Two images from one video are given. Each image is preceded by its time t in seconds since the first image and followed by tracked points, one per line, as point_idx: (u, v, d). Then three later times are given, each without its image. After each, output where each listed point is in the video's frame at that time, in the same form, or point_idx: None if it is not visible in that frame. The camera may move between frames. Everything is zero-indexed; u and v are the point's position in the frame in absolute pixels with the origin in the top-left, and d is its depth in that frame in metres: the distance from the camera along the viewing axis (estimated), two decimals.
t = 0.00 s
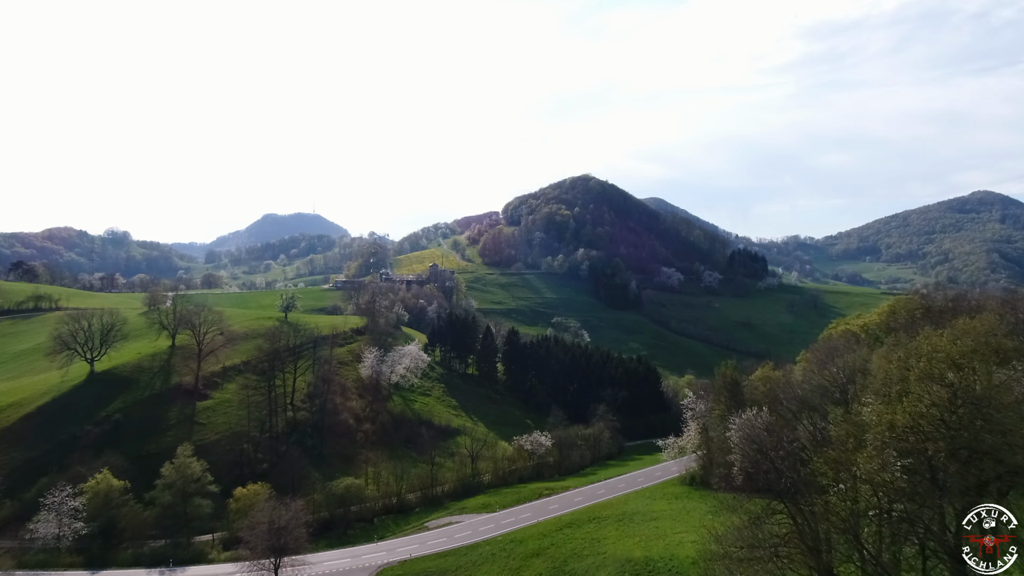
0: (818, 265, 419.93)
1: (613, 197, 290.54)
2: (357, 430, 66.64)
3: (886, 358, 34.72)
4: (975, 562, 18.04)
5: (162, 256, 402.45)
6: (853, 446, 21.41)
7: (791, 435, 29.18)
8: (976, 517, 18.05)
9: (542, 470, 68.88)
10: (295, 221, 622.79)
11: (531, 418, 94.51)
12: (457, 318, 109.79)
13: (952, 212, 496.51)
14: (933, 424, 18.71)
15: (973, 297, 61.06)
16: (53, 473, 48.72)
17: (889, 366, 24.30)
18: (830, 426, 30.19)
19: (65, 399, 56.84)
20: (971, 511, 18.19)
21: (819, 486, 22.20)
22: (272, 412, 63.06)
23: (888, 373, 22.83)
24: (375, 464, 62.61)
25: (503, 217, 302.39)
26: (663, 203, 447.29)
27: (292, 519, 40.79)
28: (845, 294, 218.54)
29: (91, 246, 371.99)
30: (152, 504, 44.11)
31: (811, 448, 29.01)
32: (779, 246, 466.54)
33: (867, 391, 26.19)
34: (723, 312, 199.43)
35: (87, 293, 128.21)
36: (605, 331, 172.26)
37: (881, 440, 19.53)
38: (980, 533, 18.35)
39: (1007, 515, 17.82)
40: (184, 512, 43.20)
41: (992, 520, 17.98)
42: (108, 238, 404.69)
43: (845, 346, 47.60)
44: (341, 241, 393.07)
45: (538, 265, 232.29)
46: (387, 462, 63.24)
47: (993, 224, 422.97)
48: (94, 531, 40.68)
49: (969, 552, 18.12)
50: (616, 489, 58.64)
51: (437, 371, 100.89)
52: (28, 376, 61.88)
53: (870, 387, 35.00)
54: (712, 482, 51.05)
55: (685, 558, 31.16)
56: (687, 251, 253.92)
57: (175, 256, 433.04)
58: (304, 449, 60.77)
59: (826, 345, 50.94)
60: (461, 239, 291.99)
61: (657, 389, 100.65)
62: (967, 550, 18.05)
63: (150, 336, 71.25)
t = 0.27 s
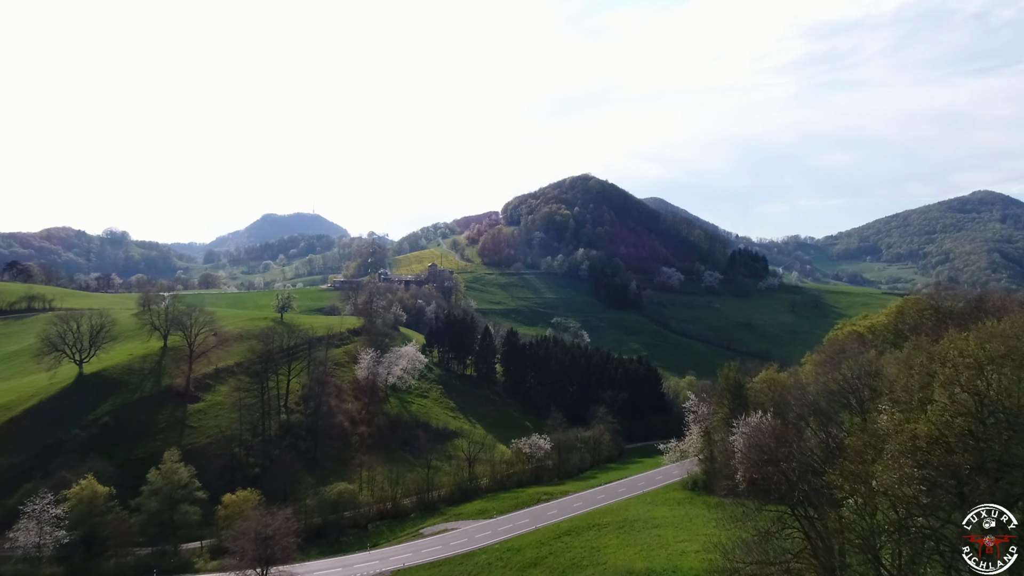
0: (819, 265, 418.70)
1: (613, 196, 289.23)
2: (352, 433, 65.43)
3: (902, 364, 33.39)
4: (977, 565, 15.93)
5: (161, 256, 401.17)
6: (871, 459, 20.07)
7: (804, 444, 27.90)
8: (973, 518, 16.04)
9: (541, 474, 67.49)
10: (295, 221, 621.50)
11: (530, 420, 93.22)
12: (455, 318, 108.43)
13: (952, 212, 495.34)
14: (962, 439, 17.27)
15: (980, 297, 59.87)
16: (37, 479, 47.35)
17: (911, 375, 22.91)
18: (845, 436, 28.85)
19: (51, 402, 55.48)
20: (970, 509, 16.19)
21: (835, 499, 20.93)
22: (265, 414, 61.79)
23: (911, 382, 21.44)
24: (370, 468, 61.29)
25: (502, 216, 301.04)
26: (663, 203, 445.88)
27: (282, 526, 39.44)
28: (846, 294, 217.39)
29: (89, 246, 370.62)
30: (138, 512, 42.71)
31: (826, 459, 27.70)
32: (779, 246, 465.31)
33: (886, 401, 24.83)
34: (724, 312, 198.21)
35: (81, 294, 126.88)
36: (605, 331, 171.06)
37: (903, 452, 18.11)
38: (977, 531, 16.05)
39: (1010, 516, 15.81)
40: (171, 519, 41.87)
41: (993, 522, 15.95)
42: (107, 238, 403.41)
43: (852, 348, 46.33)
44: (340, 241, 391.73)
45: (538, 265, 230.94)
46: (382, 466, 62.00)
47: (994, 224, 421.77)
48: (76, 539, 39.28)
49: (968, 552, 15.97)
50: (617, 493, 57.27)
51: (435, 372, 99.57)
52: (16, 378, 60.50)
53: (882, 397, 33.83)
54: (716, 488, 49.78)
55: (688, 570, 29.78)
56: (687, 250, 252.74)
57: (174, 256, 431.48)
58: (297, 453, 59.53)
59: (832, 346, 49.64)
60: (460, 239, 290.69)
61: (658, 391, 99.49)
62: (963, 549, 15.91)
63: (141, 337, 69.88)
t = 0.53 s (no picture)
0: (819, 265, 417.46)
1: (613, 196, 287.87)
2: (347, 437, 64.22)
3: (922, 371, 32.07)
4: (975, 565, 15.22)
5: (160, 256, 400.00)
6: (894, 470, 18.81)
7: (819, 456, 26.61)
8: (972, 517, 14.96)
9: (540, 478, 66.17)
10: (294, 221, 620.15)
11: (530, 422, 92.01)
12: (453, 319, 107.11)
13: (953, 212, 494.13)
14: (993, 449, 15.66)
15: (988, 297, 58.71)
16: (21, 484, 46.06)
17: (937, 383, 21.55)
18: (864, 449, 27.57)
19: (38, 404, 54.14)
20: (969, 510, 15.14)
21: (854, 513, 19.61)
22: (258, 417, 60.52)
23: (936, 392, 20.11)
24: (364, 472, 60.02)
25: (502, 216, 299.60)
26: (663, 203, 444.60)
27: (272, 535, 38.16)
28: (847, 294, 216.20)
29: (88, 246, 369.30)
30: (123, 519, 41.41)
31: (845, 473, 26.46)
32: (780, 246, 463.96)
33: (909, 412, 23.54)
34: (725, 312, 197.00)
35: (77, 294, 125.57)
36: (605, 331, 169.82)
37: (929, 467, 16.76)
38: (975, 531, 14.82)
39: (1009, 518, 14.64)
40: (158, 526, 40.57)
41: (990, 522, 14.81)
42: (106, 238, 402.19)
43: (859, 350, 45.13)
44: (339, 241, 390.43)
45: (537, 264, 229.67)
46: (378, 470, 60.77)
47: (995, 224, 420.56)
48: (58, 548, 37.99)
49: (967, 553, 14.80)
50: (617, 499, 55.90)
51: (433, 374, 98.33)
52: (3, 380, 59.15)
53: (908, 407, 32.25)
54: (719, 493, 48.55)
55: None
56: (687, 250, 251.47)
57: (173, 256, 430.20)
58: (290, 457, 58.32)
59: (839, 348, 48.27)
60: (460, 239, 289.42)
61: (659, 393, 98.41)
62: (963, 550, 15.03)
63: (132, 338, 68.54)
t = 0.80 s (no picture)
0: (819, 265, 416.30)
1: (613, 196, 286.52)
2: (342, 439, 63.12)
3: (941, 377, 30.88)
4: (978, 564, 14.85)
5: (159, 256, 398.60)
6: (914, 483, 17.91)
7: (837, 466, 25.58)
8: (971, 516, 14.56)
9: (539, 481, 65.08)
10: (294, 221, 618.75)
11: (529, 424, 90.93)
12: (452, 319, 105.87)
13: (953, 212, 493.08)
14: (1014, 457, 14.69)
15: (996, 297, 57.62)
16: (7, 489, 45.00)
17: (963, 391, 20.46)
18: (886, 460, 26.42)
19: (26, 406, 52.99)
20: (970, 509, 14.69)
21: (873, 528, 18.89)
22: (251, 420, 59.45)
23: (959, 400, 19.15)
24: (360, 476, 58.93)
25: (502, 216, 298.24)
26: (664, 202, 443.19)
27: (261, 543, 37.04)
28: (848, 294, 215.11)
29: (86, 246, 367.70)
30: (109, 526, 40.32)
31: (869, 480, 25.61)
32: (780, 246, 462.57)
33: (932, 419, 22.44)
34: (725, 312, 195.90)
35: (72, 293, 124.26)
36: (605, 331, 168.72)
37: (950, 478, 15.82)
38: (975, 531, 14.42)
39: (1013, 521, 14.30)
40: (145, 533, 39.54)
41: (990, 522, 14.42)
42: (105, 238, 400.86)
43: (866, 352, 44.04)
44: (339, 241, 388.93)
45: (537, 264, 228.48)
46: (374, 473, 59.71)
47: (996, 224, 419.47)
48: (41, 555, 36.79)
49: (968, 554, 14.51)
50: (617, 503, 54.78)
51: (431, 374, 97.16)
52: None
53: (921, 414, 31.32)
54: (723, 498, 47.42)
55: None
56: (688, 250, 250.26)
57: (172, 256, 428.73)
58: (285, 461, 57.27)
59: (844, 350, 47.18)
60: (459, 238, 288.14)
61: (660, 394, 97.40)
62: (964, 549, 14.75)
63: (124, 339, 67.34)
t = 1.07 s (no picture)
0: (820, 265, 415.14)
1: (614, 196, 285.15)
2: (337, 443, 61.95)
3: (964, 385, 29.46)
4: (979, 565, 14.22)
5: (158, 256, 397.15)
6: (939, 497, 16.85)
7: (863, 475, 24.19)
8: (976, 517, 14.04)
9: (539, 485, 63.79)
10: (294, 220, 617.64)
11: (528, 426, 89.57)
12: (450, 319, 104.42)
13: (954, 211, 491.92)
14: None
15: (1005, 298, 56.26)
16: None
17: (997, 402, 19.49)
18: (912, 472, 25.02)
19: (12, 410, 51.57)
20: (971, 509, 14.22)
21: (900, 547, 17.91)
22: (244, 423, 58.20)
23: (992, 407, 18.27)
24: (355, 480, 57.64)
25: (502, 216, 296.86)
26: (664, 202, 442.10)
27: (249, 554, 35.71)
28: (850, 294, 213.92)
29: (85, 246, 366.06)
30: (93, 535, 38.91)
31: (892, 493, 24.52)
32: (781, 246, 461.23)
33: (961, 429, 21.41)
34: (726, 312, 194.65)
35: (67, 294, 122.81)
36: (605, 332, 167.40)
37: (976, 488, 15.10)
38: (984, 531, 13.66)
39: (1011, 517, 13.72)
40: (130, 542, 38.10)
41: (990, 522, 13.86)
42: (104, 238, 399.81)
43: (874, 355, 42.93)
44: (338, 241, 387.42)
45: (537, 264, 227.10)
46: (368, 478, 58.41)
47: (997, 223, 418.33)
48: (21, 565, 35.68)
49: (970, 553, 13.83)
50: (619, 508, 53.39)
51: (430, 376, 95.80)
52: None
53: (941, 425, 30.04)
54: (727, 505, 46.02)
55: None
56: (688, 250, 249.00)
57: (171, 256, 427.34)
58: (277, 466, 56.03)
59: (852, 353, 45.87)
60: (459, 238, 286.68)
61: (661, 396, 96.17)
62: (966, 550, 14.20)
63: (115, 340, 65.91)
